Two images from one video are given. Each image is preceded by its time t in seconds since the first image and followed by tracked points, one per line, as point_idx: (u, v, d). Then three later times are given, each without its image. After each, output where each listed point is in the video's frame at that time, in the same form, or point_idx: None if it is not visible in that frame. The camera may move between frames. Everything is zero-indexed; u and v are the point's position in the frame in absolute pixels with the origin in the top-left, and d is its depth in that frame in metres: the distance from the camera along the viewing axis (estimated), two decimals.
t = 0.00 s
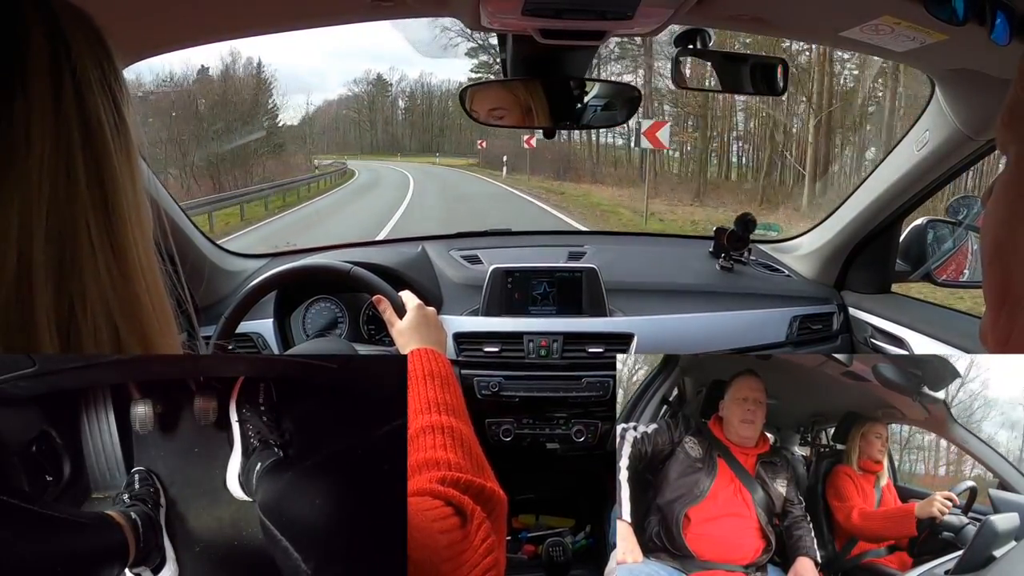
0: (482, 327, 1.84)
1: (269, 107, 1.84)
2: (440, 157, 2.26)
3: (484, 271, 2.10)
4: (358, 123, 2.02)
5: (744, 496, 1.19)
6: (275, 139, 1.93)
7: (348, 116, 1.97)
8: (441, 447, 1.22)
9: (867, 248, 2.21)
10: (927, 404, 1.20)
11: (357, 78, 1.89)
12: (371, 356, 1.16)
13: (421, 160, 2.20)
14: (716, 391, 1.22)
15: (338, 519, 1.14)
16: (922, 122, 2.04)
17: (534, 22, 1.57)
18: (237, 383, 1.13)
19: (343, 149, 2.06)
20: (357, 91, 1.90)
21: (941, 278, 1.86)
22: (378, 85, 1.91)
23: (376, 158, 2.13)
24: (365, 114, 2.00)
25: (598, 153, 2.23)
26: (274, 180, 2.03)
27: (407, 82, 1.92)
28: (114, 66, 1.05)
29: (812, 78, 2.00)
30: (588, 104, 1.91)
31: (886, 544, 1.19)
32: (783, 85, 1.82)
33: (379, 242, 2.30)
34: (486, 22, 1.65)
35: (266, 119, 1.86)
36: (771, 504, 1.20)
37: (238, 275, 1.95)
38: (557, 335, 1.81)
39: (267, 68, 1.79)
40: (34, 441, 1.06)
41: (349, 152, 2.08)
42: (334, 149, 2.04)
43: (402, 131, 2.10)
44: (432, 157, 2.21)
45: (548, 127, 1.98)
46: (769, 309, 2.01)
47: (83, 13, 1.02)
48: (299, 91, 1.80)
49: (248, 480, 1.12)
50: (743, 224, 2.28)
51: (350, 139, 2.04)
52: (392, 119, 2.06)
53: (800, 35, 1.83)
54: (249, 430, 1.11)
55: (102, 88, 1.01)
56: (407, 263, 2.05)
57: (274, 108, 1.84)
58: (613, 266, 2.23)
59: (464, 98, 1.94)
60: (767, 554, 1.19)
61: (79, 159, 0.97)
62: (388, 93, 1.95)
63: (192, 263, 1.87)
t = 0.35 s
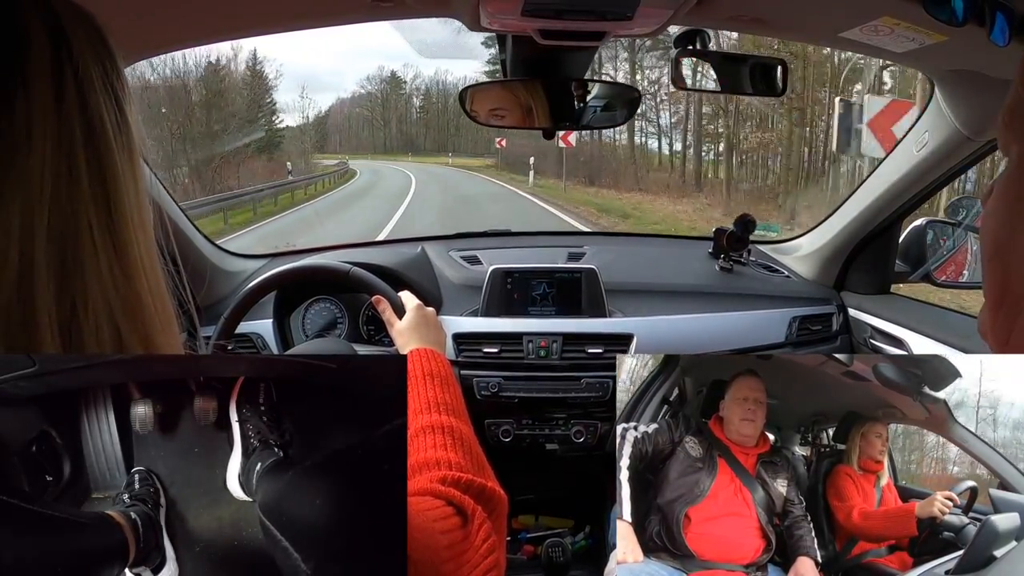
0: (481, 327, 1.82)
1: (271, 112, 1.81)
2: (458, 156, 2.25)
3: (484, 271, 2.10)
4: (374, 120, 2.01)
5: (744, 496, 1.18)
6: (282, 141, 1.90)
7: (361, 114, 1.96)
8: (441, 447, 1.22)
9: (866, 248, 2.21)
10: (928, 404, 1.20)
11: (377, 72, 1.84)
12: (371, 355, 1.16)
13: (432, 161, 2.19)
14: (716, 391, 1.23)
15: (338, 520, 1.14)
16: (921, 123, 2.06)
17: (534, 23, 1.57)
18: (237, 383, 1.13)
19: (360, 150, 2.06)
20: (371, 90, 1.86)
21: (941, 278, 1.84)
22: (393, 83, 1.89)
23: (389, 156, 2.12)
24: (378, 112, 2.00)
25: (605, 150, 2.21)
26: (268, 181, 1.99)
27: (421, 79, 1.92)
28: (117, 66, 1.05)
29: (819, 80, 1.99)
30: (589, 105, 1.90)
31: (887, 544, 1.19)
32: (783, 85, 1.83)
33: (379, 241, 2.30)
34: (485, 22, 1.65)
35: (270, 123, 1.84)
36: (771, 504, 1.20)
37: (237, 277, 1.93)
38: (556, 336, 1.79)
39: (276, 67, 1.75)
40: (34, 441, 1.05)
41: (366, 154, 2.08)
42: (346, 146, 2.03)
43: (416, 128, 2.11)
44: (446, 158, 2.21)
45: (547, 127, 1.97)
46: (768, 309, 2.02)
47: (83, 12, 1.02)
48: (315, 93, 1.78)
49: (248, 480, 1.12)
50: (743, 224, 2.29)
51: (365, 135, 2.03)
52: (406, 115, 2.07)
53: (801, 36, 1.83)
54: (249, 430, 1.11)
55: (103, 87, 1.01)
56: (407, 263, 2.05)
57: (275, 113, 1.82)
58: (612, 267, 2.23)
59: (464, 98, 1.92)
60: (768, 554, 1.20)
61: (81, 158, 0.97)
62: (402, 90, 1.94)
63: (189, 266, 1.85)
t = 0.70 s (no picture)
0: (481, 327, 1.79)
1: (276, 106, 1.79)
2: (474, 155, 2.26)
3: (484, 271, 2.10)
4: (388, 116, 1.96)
5: (745, 496, 1.19)
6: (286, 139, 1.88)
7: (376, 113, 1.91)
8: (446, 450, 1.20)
9: (868, 246, 2.21)
10: (928, 404, 1.21)
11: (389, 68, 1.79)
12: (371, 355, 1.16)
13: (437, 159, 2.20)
14: (716, 391, 1.23)
15: (337, 521, 1.14)
16: (921, 123, 2.07)
17: (534, 22, 1.57)
18: (237, 383, 1.13)
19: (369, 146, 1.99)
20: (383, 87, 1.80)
21: (941, 279, 1.82)
22: (408, 82, 1.85)
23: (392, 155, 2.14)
24: (393, 112, 1.95)
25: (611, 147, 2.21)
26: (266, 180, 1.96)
27: (437, 78, 1.88)
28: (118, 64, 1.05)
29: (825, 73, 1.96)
30: (588, 104, 1.90)
31: (887, 544, 1.19)
32: (783, 83, 1.83)
33: (381, 241, 2.29)
34: (485, 21, 1.65)
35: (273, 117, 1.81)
36: (772, 504, 1.20)
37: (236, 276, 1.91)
38: (556, 335, 1.76)
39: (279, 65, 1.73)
40: (34, 441, 1.06)
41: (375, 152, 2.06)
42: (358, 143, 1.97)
43: (430, 128, 2.13)
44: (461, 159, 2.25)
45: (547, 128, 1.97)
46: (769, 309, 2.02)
47: (82, 9, 1.01)
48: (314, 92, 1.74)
49: (248, 480, 1.12)
50: (742, 223, 2.28)
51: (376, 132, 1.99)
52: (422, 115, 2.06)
53: (800, 36, 1.83)
54: (249, 431, 1.11)
55: (103, 85, 1.00)
56: (407, 263, 2.05)
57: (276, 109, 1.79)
58: (612, 266, 2.23)
59: (463, 98, 1.91)
60: (768, 554, 1.20)
61: (79, 159, 0.97)
62: (416, 89, 1.90)
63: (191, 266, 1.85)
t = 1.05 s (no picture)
0: (482, 327, 1.79)
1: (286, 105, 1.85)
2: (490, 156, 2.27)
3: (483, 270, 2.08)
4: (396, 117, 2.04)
5: (746, 496, 1.19)
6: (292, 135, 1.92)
7: (387, 111, 1.99)
8: (443, 461, 1.25)
9: (867, 247, 2.21)
10: (928, 404, 1.21)
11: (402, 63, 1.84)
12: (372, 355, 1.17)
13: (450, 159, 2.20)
14: (717, 391, 1.24)
15: (340, 519, 1.14)
16: (920, 123, 2.06)
17: (533, 22, 1.56)
18: (237, 384, 1.14)
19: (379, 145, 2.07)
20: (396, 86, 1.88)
21: (940, 277, 1.83)
22: (421, 78, 1.91)
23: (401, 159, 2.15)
24: (404, 111, 2.02)
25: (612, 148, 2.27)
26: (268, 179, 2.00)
27: (452, 75, 1.90)
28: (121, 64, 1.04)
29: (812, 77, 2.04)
30: (588, 104, 1.90)
31: (887, 544, 1.19)
32: (782, 85, 1.83)
33: (381, 241, 2.27)
34: (485, 22, 1.64)
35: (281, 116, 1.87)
36: (773, 504, 1.20)
37: (234, 276, 1.91)
38: (555, 334, 1.76)
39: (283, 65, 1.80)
40: (34, 441, 1.06)
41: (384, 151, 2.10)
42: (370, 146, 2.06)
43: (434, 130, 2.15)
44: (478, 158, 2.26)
45: (547, 128, 1.98)
46: (769, 309, 2.02)
47: (83, 3, 0.99)
48: (328, 94, 1.83)
49: (248, 480, 1.12)
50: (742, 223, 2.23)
51: (389, 134, 2.07)
52: (437, 116, 2.09)
53: (799, 35, 1.83)
54: (250, 431, 1.12)
55: (105, 87, 1.00)
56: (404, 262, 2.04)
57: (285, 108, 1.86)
58: (612, 266, 2.22)
59: (464, 96, 1.90)
60: (768, 554, 1.20)
61: (81, 160, 0.96)
62: (431, 86, 1.95)
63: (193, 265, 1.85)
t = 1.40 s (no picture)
0: (483, 327, 1.77)
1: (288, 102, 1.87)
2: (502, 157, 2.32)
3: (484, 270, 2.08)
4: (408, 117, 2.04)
5: (747, 496, 1.19)
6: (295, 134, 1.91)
7: (398, 110, 2.00)
8: (444, 465, 1.25)
9: (868, 246, 2.21)
10: (929, 404, 1.21)
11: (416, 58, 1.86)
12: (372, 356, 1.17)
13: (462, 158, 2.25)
14: (717, 392, 1.24)
15: (338, 520, 1.16)
16: (921, 121, 2.06)
17: (534, 22, 1.56)
18: (237, 383, 1.15)
19: (391, 145, 2.07)
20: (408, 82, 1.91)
21: (940, 277, 1.82)
22: (435, 76, 1.92)
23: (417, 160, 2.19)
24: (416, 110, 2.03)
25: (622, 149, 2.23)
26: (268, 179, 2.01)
27: (466, 72, 1.88)
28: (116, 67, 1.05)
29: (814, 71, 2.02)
30: (589, 104, 1.91)
31: (888, 544, 1.19)
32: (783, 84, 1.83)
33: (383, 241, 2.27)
34: (486, 21, 1.64)
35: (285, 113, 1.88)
36: (774, 505, 1.20)
37: (236, 277, 1.88)
38: (557, 334, 1.74)
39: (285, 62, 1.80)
40: (34, 441, 1.06)
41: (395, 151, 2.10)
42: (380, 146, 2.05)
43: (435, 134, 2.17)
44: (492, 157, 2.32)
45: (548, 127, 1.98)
46: (772, 308, 2.02)
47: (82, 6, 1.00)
48: (343, 95, 1.86)
49: (248, 480, 1.13)
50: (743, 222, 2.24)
51: (402, 133, 2.07)
52: (450, 115, 2.11)
53: (801, 34, 1.82)
54: (250, 431, 1.13)
55: (105, 91, 1.01)
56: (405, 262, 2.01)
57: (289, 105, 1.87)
58: (614, 266, 2.22)
59: (462, 97, 1.92)
60: (769, 554, 1.20)
61: (87, 162, 0.97)
62: (444, 84, 1.95)
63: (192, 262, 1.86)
